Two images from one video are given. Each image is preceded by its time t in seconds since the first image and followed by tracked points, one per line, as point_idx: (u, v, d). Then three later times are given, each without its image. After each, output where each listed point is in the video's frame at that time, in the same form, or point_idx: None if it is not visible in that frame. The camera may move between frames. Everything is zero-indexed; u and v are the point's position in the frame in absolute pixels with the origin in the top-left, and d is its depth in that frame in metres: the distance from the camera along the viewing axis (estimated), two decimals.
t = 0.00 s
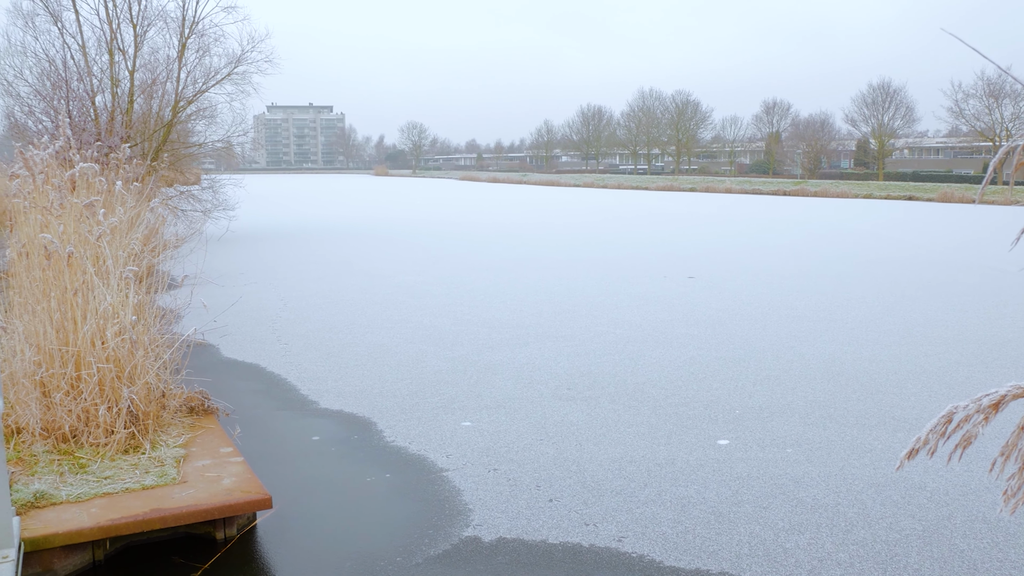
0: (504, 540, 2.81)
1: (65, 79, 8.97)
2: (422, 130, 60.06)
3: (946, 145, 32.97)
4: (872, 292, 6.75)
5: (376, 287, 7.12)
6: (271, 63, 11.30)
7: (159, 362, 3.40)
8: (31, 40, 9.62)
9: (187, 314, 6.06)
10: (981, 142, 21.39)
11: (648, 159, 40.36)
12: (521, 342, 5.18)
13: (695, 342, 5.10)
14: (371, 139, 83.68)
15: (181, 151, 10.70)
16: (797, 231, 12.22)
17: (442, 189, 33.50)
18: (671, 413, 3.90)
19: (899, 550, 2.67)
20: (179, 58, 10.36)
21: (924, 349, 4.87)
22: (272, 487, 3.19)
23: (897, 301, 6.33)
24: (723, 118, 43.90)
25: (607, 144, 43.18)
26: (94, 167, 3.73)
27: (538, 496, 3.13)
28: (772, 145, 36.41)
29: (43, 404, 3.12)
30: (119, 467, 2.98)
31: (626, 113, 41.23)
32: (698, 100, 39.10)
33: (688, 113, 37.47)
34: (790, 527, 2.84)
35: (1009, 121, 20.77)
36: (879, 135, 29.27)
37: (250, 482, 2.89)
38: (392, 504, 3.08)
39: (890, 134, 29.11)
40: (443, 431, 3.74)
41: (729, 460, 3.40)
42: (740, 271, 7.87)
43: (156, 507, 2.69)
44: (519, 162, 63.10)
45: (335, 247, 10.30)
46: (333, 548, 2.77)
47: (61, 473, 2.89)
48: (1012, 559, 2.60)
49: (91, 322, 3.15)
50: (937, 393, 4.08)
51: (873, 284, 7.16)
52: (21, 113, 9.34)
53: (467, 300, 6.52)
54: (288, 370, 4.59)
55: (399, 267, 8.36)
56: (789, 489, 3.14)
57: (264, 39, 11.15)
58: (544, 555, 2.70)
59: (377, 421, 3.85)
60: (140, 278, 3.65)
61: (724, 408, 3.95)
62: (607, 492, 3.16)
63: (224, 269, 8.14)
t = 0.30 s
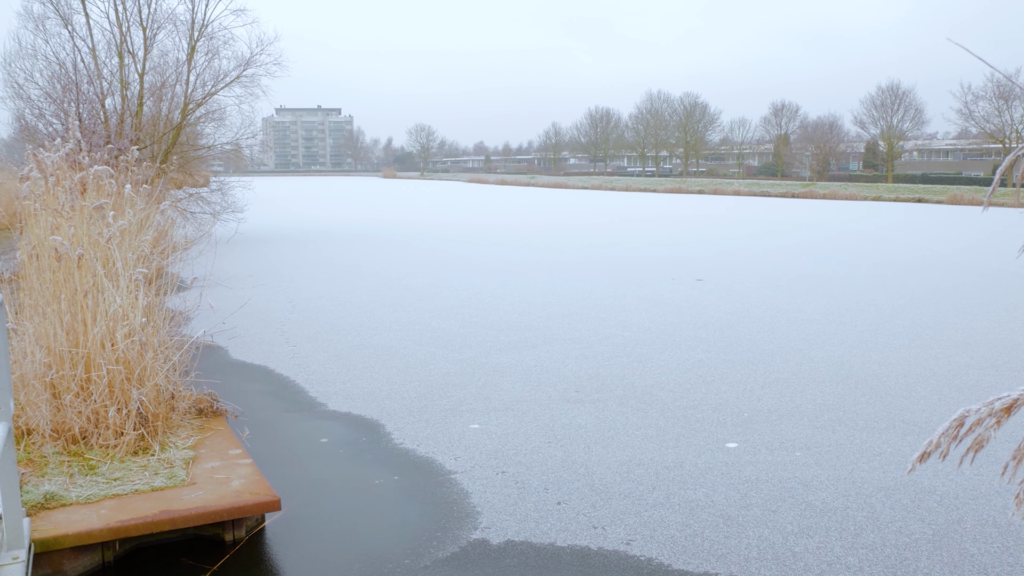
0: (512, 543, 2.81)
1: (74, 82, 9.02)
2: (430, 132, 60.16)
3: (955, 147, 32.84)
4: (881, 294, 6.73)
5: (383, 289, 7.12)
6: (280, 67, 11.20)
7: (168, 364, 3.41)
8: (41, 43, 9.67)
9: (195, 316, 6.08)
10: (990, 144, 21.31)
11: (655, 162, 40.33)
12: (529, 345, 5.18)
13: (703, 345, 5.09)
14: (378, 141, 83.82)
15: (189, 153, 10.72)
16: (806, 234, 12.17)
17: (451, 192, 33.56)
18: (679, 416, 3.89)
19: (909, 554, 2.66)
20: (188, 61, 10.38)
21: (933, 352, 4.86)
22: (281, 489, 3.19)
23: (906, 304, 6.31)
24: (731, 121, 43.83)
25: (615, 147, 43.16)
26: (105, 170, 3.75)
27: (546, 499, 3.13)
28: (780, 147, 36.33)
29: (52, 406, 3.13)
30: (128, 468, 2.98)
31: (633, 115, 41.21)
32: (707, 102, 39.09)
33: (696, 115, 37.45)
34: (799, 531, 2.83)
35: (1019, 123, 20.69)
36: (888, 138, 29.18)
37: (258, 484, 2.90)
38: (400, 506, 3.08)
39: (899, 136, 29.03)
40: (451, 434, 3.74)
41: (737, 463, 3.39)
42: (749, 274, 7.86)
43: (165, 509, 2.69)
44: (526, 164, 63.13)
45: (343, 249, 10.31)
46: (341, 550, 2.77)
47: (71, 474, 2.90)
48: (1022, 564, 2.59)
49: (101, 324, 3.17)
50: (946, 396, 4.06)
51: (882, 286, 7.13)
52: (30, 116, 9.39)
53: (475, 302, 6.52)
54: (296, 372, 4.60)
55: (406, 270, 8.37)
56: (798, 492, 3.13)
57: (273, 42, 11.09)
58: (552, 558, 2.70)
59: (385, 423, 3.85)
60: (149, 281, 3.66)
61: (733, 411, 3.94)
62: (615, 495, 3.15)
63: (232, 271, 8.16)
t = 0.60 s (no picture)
0: (520, 545, 2.81)
1: (84, 85, 9.05)
2: (437, 136, 60.29)
3: (964, 149, 32.73)
4: (890, 298, 6.71)
5: (391, 292, 7.13)
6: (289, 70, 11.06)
7: (176, 366, 3.42)
8: (51, 46, 9.72)
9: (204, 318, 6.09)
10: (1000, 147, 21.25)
11: (663, 165, 40.34)
12: (536, 347, 5.18)
13: (711, 348, 5.09)
14: (385, 144, 84.03)
15: (198, 156, 10.69)
16: (814, 237, 12.14)
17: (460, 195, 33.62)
18: (687, 419, 3.89)
19: (918, 558, 2.65)
20: (197, 64, 10.41)
21: (942, 355, 4.84)
22: (289, 491, 3.20)
23: (915, 307, 6.29)
24: (739, 124, 43.81)
25: (622, 150, 43.18)
26: (114, 172, 3.76)
27: (553, 502, 3.12)
28: (788, 150, 36.29)
29: (61, 408, 3.14)
30: (137, 470, 2.99)
31: (641, 118, 41.24)
32: (714, 105, 39.08)
33: (703, 118, 37.45)
34: (808, 534, 2.83)
35: None
36: (896, 141, 29.10)
37: (266, 487, 2.90)
38: (408, 509, 3.08)
39: (907, 139, 28.96)
40: (458, 436, 3.74)
41: (746, 466, 3.38)
42: (757, 277, 7.85)
43: (174, 511, 2.70)
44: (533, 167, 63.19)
45: (351, 252, 10.33)
46: (349, 552, 2.77)
47: (80, 476, 2.90)
48: None
49: (110, 326, 3.18)
50: (955, 400, 4.05)
51: (891, 289, 7.11)
52: (40, 118, 9.43)
53: (483, 305, 6.52)
54: (304, 375, 4.60)
55: (414, 273, 8.37)
56: (807, 496, 3.12)
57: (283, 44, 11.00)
58: (560, 561, 2.70)
59: (393, 426, 3.85)
60: (158, 283, 3.67)
61: (741, 414, 3.93)
62: (623, 498, 3.15)
63: (241, 274, 8.18)
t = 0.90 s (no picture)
0: (526, 548, 2.81)
1: (91, 87, 9.10)
2: (443, 137, 60.37)
3: (970, 151, 32.64)
4: (896, 300, 6.69)
5: (397, 294, 7.14)
6: (295, 71, 11.18)
7: (183, 367, 3.42)
8: (58, 48, 9.77)
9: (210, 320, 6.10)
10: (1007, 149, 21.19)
11: (669, 166, 40.34)
12: (542, 349, 5.17)
13: (717, 350, 5.08)
14: (391, 146, 84.17)
15: (204, 158, 10.72)
16: (820, 239, 12.11)
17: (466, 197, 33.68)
18: (693, 421, 3.88)
19: (925, 562, 2.64)
20: (203, 66, 10.44)
21: (949, 358, 4.83)
22: (295, 493, 3.20)
23: (922, 309, 6.27)
24: (745, 125, 43.76)
25: (628, 151, 43.20)
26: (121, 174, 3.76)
27: (559, 504, 3.12)
28: (794, 152, 36.23)
29: (68, 409, 3.14)
30: (143, 471, 2.99)
31: (647, 120, 41.26)
32: (720, 107, 39.06)
33: (709, 119, 37.44)
34: (814, 537, 2.82)
35: None
36: (903, 143, 29.05)
37: (273, 488, 2.90)
38: (413, 511, 3.08)
39: (914, 141, 28.89)
40: (464, 438, 3.74)
41: (752, 469, 3.38)
42: (763, 279, 7.84)
43: (180, 512, 2.70)
44: (539, 169, 63.26)
45: (357, 254, 10.34)
46: (354, 554, 2.77)
47: (86, 477, 2.91)
48: None
49: (117, 328, 3.18)
50: (962, 403, 4.04)
51: (897, 292, 7.09)
52: (48, 120, 9.48)
53: (488, 307, 6.52)
54: (310, 377, 4.61)
55: (420, 274, 8.38)
56: (814, 499, 3.12)
57: (289, 46, 11.09)
58: (566, 563, 2.69)
59: (399, 428, 3.85)
60: (164, 284, 3.68)
61: (748, 417, 3.92)
62: (629, 500, 3.14)
63: (247, 276, 8.19)
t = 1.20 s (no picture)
0: (530, 549, 2.80)
1: (96, 87, 9.12)
2: (448, 138, 60.40)
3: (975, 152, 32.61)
4: (901, 301, 6.68)
5: (402, 295, 7.15)
6: (300, 72, 11.20)
7: (188, 368, 3.42)
8: (64, 49, 9.80)
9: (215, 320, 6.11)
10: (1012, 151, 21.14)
11: (674, 167, 40.35)
12: (547, 350, 5.17)
13: (722, 352, 5.08)
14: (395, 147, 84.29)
15: (209, 159, 10.73)
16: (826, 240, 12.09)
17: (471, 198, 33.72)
18: (698, 423, 3.88)
19: (930, 564, 2.64)
20: (208, 67, 10.45)
21: (954, 360, 4.82)
22: (299, 494, 3.20)
23: (927, 311, 6.26)
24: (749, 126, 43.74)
25: (633, 152, 43.22)
26: (127, 175, 3.76)
27: (564, 505, 3.12)
28: (799, 153, 36.20)
29: (74, 410, 3.15)
30: (148, 472, 3.00)
31: (651, 121, 41.28)
32: (724, 108, 39.06)
33: (714, 120, 37.41)
34: (819, 539, 2.82)
35: None
36: (908, 144, 29.01)
37: (277, 489, 2.90)
38: (417, 512, 3.08)
39: (919, 142, 28.84)
40: (469, 439, 3.74)
41: (757, 471, 3.37)
42: (768, 281, 7.83)
43: (185, 513, 2.70)
44: (544, 170, 63.27)
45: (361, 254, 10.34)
46: (359, 554, 2.77)
47: (91, 478, 2.91)
48: None
49: (122, 328, 3.19)
50: (968, 405, 4.03)
51: (903, 293, 7.08)
52: (53, 121, 9.50)
53: (493, 308, 6.53)
54: (314, 377, 4.61)
55: (425, 275, 8.38)
56: (819, 500, 3.11)
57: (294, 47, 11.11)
58: (570, 564, 2.69)
59: (403, 429, 3.85)
60: (169, 286, 3.68)
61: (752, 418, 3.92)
62: (634, 501, 3.14)
63: (252, 276, 8.20)
